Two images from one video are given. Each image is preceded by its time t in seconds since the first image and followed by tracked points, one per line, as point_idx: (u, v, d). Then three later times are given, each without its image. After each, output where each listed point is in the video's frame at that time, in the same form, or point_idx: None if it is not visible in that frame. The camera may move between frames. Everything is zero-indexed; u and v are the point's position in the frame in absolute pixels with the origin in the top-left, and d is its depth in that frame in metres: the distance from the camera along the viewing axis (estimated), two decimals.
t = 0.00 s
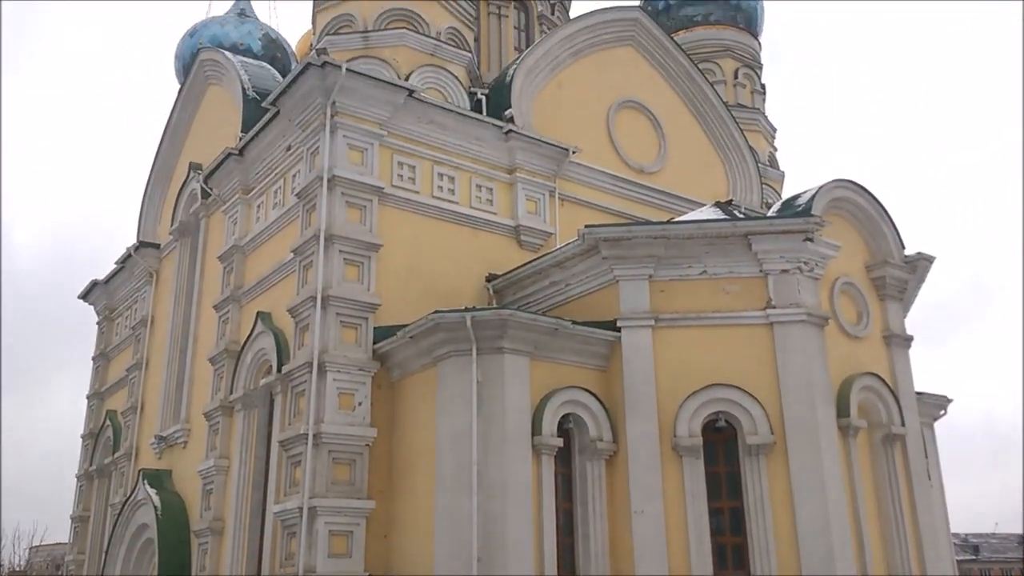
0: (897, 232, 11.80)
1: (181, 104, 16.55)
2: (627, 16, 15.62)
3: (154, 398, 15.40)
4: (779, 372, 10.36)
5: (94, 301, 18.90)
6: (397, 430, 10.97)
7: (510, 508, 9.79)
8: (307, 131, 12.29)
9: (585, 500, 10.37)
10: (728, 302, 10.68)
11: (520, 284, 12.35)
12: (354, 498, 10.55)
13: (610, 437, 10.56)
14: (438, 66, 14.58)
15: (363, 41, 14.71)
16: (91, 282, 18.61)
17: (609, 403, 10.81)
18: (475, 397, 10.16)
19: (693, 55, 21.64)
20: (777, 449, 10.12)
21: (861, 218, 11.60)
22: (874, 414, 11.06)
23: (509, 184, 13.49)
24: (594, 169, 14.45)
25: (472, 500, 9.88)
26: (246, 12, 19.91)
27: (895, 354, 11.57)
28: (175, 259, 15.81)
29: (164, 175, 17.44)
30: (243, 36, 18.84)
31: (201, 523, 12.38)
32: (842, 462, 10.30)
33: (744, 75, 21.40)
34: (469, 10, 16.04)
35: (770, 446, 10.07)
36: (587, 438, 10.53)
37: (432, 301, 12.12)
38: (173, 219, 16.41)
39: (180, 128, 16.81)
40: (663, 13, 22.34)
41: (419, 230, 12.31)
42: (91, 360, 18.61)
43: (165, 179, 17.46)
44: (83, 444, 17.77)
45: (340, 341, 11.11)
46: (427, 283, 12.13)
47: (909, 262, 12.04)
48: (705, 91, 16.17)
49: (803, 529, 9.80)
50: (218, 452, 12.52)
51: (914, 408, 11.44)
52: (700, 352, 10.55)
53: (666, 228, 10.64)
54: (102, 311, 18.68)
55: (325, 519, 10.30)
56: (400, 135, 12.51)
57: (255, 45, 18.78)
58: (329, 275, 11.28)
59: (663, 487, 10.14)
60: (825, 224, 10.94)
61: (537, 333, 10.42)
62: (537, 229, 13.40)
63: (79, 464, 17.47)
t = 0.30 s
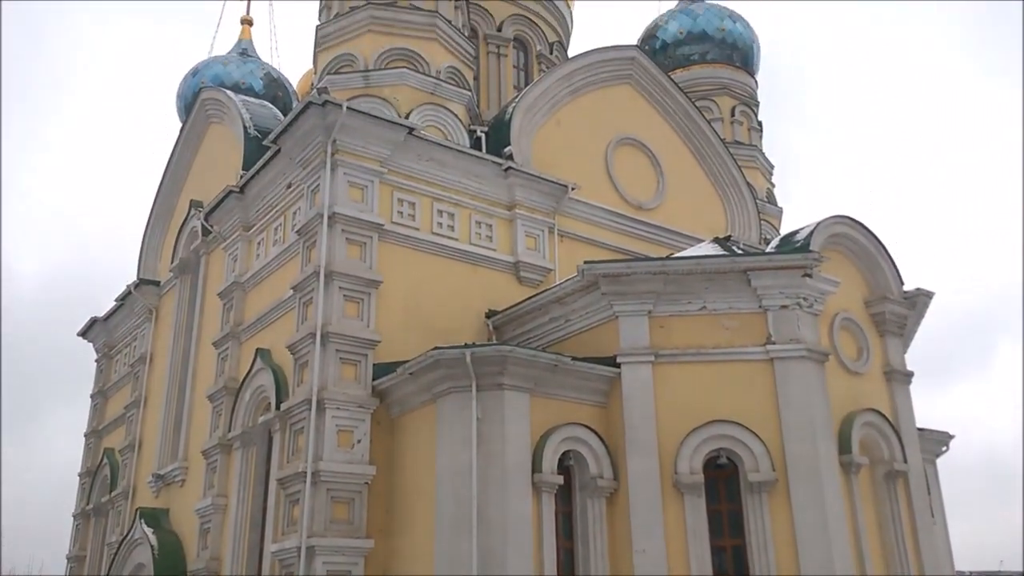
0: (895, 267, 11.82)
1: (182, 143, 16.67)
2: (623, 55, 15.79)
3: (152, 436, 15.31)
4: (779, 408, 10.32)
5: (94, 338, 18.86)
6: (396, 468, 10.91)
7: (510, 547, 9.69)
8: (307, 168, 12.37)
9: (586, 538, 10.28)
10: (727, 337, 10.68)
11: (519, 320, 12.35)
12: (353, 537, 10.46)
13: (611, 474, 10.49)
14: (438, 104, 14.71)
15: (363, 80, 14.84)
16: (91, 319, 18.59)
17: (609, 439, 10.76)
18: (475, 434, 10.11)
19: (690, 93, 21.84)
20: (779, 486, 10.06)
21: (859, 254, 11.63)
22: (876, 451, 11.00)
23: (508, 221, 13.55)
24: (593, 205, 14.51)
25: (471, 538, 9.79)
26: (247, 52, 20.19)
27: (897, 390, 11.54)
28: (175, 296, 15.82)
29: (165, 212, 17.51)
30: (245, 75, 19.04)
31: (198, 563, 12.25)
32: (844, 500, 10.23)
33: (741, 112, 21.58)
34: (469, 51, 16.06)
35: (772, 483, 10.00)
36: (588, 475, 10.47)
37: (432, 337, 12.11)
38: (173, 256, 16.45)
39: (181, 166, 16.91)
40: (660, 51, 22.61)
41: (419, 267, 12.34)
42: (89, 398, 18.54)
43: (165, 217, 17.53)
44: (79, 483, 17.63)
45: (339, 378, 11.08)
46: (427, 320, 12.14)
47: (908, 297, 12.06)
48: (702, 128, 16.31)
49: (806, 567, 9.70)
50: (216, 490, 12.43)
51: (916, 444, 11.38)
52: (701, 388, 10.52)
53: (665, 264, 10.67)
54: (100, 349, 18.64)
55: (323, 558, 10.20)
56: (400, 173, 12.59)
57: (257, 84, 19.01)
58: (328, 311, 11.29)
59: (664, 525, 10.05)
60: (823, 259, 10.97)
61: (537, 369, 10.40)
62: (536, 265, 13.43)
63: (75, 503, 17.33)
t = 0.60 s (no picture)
0: (895, 301, 11.83)
1: (184, 180, 16.76)
2: (622, 91, 15.93)
3: (151, 473, 15.22)
4: (782, 442, 10.27)
5: (93, 375, 18.81)
6: (396, 504, 10.82)
7: None
8: (308, 204, 12.42)
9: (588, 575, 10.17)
10: (729, 371, 10.65)
11: (520, 354, 12.33)
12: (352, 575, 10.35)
13: (613, 510, 10.40)
14: (438, 140, 14.83)
15: (365, 116, 14.95)
16: (91, 355, 18.55)
17: (611, 474, 10.68)
18: (476, 469, 10.04)
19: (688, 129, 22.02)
20: (782, 522, 9.97)
21: (859, 287, 11.64)
22: (880, 486, 10.92)
23: (509, 255, 13.58)
24: (593, 239, 14.55)
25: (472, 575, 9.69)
26: (250, 89, 20.39)
27: (899, 424, 11.49)
28: (175, 332, 15.82)
29: (167, 248, 17.55)
30: (248, 112, 19.22)
31: None
32: (848, 537, 10.14)
33: (740, 147, 21.74)
34: (469, 87, 16.23)
35: (775, 518, 9.91)
36: (589, 511, 10.37)
37: (432, 372, 12.08)
38: (173, 292, 16.45)
39: (183, 202, 16.98)
40: (659, 88, 22.85)
41: (419, 301, 12.35)
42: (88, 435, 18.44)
43: (167, 253, 17.57)
44: (77, 521, 17.48)
45: (339, 413, 11.04)
46: (427, 354, 12.12)
47: (909, 330, 12.05)
48: (700, 163, 16.41)
49: None
50: (215, 527, 12.33)
51: (919, 479, 11.30)
52: (702, 422, 10.48)
53: (665, 298, 10.68)
54: (100, 385, 18.58)
55: None
56: (400, 208, 12.65)
57: (259, 120, 19.19)
58: (329, 346, 11.29)
59: (667, 561, 9.95)
60: (823, 292, 10.98)
61: (538, 403, 10.36)
62: (537, 299, 13.44)
63: (72, 541, 17.17)
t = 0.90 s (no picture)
0: (899, 332, 11.80)
1: (188, 214, 16.82)
2: (623, 124, 16.01)
3: (151, 508, 15.11)
4: (787, 476, 10.19)
5: (95, 409, 18.74)
6: (399, 538, 10.73)
7: None
8: (312, 237, 12.45)
9: None
10: (733, 403, 10.59)
11: (523, 387, 12.28)
12: None
13: (617, 545, 10.29)
14: (441, 174, 14.90)
15: (368, 150, 15.03)
16: (93, 390, 18.50)
17: (615, 508, 10.59)
18: (479, 504, 9.96)
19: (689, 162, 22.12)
20: (789, 556, 9.88)
21: (862, 318, 11.62)
22: (887, 520, 10.82)
23: (511, 287, 13.57)
24: (596, 272, 14.56)
25: None
26: (254, 124, 20.58)
27: (905, 457, 11.40)
28: (178, 365, 15.79)
29: (170, 281, 17.58)
30: (252, 146, 19.38)
31: None
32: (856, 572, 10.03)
33: (741, 179, 21.82)
34: (472, 121, 16.34)
35: (781, 553, 9.82)
36: (594, 546, 10.25)
37: (435, 405, 12.04)
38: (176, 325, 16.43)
39: (187, 236, 17.03)
40: (659, 121, 22.99)
41: (422, 334, 12.33)
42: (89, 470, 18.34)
43: (170, 286, 17.59)
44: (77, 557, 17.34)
45: (341, 447, 10.98)
46: (430, 388, 12.08)
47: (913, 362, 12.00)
48: (701, 195, 16.47)
49: None
50: (216, 563, 12.22)
51: (927, 514, 11.18)
52: (707, 455, 10.41)
53: (668, 330, 10.65)
54: (102, 419, 18.52)
55: None
56: (403, 241, 12.68)
57: (264, 154, 19.35)
58: (331, 380, 11.26)
59: None
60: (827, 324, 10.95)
61: (541, 437, 10.29)
62: (539, 331, 13.42)
63: None
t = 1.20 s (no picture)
0: (906, 361, 11.75)
1: (194, 247, 16.88)
2: (627, 156, 16.08)
3: (156, 541, 15.03)
4: (796, 506, 10.11)
5: (101, 442, 18.70)
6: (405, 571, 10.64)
7: None
8: (318, 269, 12.48)
9: None
10: (740, 433, 10.53)
11: (530, 417, 12.24)
12: None
13: None
14: (447, 205, 14.95)
15: (374, 182, 15.10)
16: (99, 422, 18.47)
17: (623, 540, 10.50)
18: (486, 536, 9.88)
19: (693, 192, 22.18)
20: None
21: (868, 348, 11.58)
22: (898, 551, 10.71)
23: (517, 317, 13.57)
24: (601, 302, 14.55)
25: None
26: (261, 157, 20.72)
27: (914, 488, 11.31)
28: (184, 398, 15.77)
29: (176, 314, 17.61)
30: (258, 179, 19.50)
31: None
32: None
33: (745, 209, 21.87)
34: (477, 153, 16.43)
35: None
36: None
37: (441, 437, 11.99)
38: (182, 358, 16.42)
39: (193, 268, 17.08)
40: (663, 152, 23.10)
41: (427, 365, 12.32)
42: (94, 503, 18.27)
43: (176, 319, 17.62)
44: None
45: (346, 480, 10.93)
46: (435, 419, 12.04)
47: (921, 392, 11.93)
48: (706, 225, 16.48)
49: None
50: None
51: (938, 546, 11.05)
52: (715, 486, 10.33)
53: (675, 360, 10.62)
54: (107, 452, 18.46)
55: None
56: (409, 272, 12.70)
57: (270, 187, 19.47)
58: (337, 412, 11.24)
59: None
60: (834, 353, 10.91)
61: (548, 468, 10.22)
62: (545, 361, 13.40)
63: None
